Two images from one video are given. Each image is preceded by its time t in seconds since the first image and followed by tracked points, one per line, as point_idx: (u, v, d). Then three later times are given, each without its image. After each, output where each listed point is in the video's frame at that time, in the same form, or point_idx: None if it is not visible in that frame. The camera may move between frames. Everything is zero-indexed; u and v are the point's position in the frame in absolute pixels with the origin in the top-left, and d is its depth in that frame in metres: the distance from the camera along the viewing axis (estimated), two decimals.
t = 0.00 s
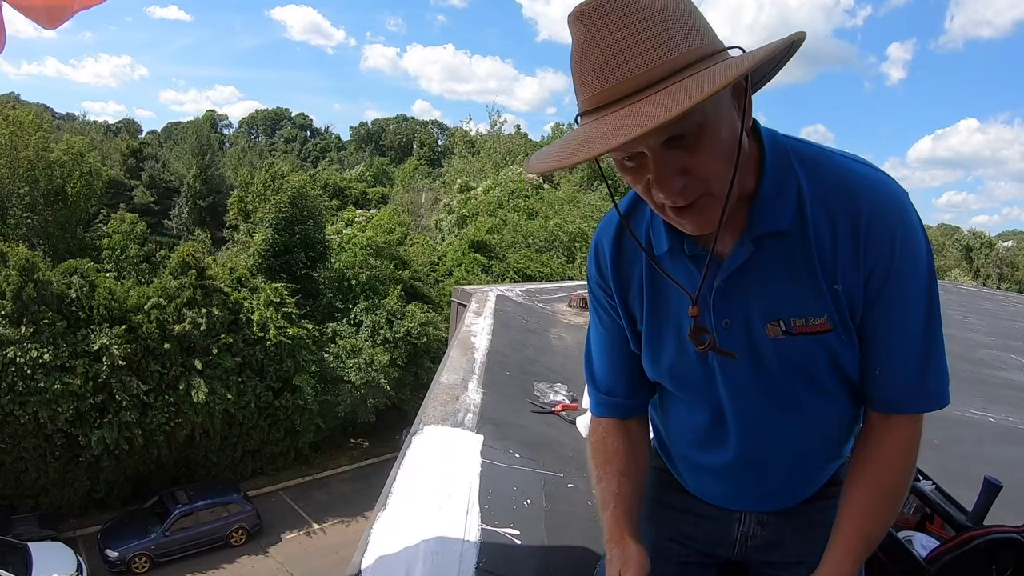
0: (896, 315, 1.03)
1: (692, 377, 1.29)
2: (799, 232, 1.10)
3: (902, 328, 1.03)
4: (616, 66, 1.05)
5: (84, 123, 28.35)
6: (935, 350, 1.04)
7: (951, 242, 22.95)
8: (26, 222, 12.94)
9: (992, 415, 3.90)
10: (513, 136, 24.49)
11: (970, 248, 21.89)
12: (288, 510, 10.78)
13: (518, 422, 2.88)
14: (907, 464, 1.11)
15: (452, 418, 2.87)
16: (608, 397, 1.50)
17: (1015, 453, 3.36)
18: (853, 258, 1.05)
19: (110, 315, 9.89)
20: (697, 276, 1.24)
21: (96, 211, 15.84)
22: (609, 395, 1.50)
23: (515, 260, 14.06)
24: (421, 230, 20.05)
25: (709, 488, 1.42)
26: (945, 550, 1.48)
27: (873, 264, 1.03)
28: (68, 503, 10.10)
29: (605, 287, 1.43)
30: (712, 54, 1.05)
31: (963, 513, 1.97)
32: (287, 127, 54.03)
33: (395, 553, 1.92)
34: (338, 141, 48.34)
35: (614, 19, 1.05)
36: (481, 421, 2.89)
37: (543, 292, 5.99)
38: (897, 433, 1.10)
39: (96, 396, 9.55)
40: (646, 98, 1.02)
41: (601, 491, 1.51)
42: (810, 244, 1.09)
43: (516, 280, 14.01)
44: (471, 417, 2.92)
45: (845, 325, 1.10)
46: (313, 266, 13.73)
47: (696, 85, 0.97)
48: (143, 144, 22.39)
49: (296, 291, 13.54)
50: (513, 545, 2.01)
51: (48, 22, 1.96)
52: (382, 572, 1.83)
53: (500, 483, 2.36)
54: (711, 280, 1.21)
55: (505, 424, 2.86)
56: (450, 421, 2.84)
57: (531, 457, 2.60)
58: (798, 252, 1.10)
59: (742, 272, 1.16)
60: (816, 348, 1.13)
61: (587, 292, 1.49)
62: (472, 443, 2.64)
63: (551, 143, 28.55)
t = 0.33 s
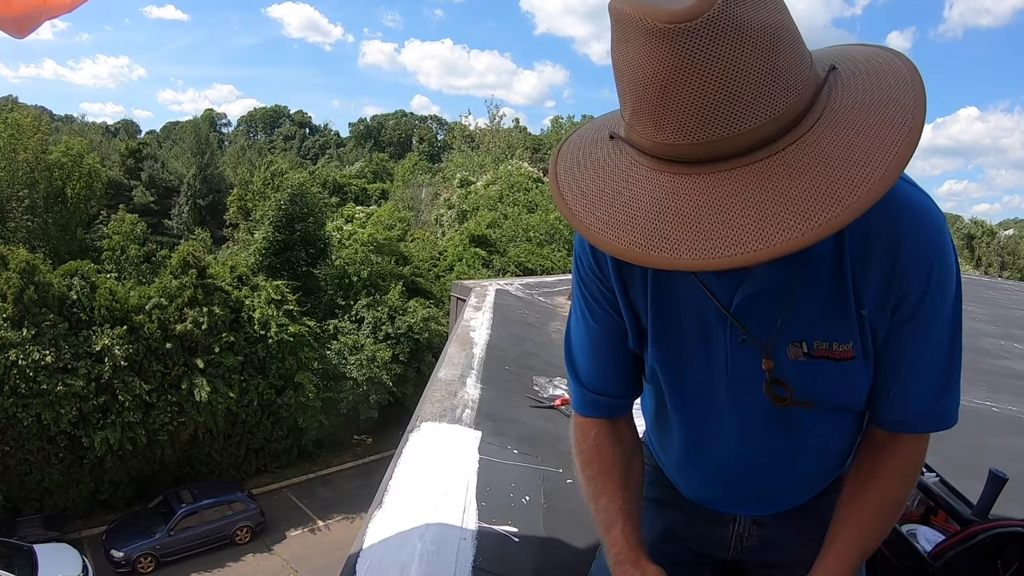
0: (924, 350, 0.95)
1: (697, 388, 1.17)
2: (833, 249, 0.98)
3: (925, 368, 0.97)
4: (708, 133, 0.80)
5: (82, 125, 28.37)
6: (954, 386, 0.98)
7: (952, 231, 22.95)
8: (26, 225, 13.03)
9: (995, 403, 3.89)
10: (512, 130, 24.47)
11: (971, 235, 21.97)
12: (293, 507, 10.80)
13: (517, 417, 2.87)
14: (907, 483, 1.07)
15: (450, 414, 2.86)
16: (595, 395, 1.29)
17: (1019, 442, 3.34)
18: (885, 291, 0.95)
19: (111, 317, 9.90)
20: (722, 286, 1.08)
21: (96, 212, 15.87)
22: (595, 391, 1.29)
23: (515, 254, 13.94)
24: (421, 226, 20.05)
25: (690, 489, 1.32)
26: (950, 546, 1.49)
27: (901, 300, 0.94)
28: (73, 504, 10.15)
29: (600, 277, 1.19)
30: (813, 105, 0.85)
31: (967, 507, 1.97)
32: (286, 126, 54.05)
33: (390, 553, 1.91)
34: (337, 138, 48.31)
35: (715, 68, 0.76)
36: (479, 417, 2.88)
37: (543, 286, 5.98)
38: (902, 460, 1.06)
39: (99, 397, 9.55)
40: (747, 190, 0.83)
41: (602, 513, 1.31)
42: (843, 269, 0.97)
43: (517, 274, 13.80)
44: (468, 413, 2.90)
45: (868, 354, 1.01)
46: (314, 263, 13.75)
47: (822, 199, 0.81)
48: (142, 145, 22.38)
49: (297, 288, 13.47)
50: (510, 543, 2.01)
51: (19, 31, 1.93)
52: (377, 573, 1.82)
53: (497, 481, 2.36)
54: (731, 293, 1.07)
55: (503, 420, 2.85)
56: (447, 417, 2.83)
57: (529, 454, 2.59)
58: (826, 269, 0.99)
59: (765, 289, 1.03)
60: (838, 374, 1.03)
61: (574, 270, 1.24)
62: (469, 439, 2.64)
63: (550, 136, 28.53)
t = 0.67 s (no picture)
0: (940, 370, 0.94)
1: (694, 401, 1.16)
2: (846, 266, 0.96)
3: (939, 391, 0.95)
4: (752, 176, 0.78)
5: (79, 123, 28.26)
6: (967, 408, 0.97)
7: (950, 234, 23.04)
8: (23, 223, 12.92)
9: (994, 406, 3.90)
10: (510, 131, 24.46)
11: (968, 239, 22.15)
12: (287, 507, 10.80)
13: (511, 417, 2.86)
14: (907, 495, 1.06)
15: (442, 414, 2.86)
16: (582, 380, 1.29)
17: (1016, 445, 3.35)
18: (903, 313, 0.93)
19: (107, 316, 9.87)
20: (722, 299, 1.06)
21: (94, 211, 15.81)
22: (583, 377, 1.29)
23: (513, 255, 13.98)
24: (419, 226, 20.02)
25: (680, 495, 1.31)
26: (951, 548, 1.47)
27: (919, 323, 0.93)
28: (69, 504, 10.15)
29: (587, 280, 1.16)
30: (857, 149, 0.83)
31: (968, 510, 1.96)
32: (285, 126, 53.96)
33: (379, 554, 1.91)
34: (335, 139, 48.25)
35: (764, 110, 0.73)
36: (472, 417, 2.87)
37: (539, 286, 5.98)
38: (907, 476, 1.05)
39: (95, 396, 9.55)
40: (789, 243, 0.83)
41: (580, 484, 1.34)
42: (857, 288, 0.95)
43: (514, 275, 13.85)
44: (462, 413, 2.90)
45: (880, 373, 1.00)
46: (310, 263, 13.71)
47: (868, 259, 0.81)
48: (140, 143, 22.23)
49: (294, 288, 13.42)
50: (501, 543, 2.01)
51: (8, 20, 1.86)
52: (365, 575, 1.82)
53: (489, 481, 2.35)
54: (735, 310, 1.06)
55: (497, 420, 2.85)
56: (440, 417, 2.83)
57: (522, 454, 2.59)
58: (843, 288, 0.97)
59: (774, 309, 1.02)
60: (849, 392, 1.03)
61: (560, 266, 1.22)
62: (461, 439, 2.63)
63: (549, 137, 28.56)
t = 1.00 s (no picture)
0: (934, 364, 0.94)
1: (672, 400, 1.13)
2: (835, 260, 0.94)
3: (926, 390, 0.96)
4: None
5: (72, 121, 28.13)
6: (962, 409, 0.97)
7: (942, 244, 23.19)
8: (14, 222, 12.78)
9: (985, 413, 3.91)
10: (505, 137, 24.47)
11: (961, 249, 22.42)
12: (276, 511, 10.75)
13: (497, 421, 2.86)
14: (900, 504, 1.06)
15: (428, 416, 2.86)
16: (561, 384, 1.32)
17: (1006, 452, 3.36)
18: (895, 309, 0.93)
19: (97, 316, 9.82)
20: (704, 295, 1.03)
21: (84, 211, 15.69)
22: (559, 378, 1.31)
23: (504, 261, 14.02)
24: (411, 231, 20.00)
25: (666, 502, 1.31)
26: (943, 555, 1.46)
27: (916, 317, 0.92)
28: (56, 505, 10.08)
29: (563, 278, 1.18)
30: (835, 5, 0.75)
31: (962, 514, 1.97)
32: (279, 129, 53.81)
33: (359, 556, 1.91)
34: (329, 143, 48.18)
35: None
36: (458, 420, 2.86)
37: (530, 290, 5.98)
38: (898, 482, 1.05)
39: (83, 396, 9.52)
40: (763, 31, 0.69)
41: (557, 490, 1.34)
42: (846, 282, 0.95)
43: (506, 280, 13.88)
44: (447, 415, 2.90)
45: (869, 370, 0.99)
46: (302, 266, 13.64)
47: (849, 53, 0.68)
48: (133, 143, 22.06)
49: (285, 291, 13.35)
50: (483, 547, 2.00)
51: (12, 7, 1.87)
52: None
53: (473, 484, 2.35)
54: (719, 305, 1.02)
55: (483, 423, 2.84)
56: (425, 419, 2.83)
57: (507, 457, 2.59)
58: (832, 281, 0.96)
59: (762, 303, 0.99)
60: (837, 394, 1.01)
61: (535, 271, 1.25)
62: (446, 442, 2.63)
63: (543, 143, 28.61)
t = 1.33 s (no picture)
0: (901, 333, 0.96)
1: (639, 390, 1.10)
2: (794, 233, 0.98)
3: (912, 359, 0.97)
4: None
5: (63, 124, 28.03)
6: (940, 382, 0.97)
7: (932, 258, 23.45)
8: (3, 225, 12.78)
9: (972, 428, 3.92)
10: (497, 147, 24.56)
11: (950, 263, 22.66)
12: (262, 519, 10.68)
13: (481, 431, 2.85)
14: (888, 495, 1.04)
15: (410, 429, 2.87)
16: (508, 397, 1.24)
17: (991, 467, 3.38)
18: (860, 277, 0.96)
19: (85, 320, 9.77)
20: (666, 273, 1.04)
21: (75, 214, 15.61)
22: (510, 393, 1.24)
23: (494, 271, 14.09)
24: (401, 240, 20.00)
25: (641, 512, 1.26)
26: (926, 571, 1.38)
27: (878, 286, 0.95)
28: (41, 510, 9.97)
29: (526, 277, 1.18)
30: None
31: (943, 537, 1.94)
32: (272, 135, 53.76)
33: (336, 569, 1.90)
34: (321, 150, 48.20)
35: None
36: (440, 432, 2.86)
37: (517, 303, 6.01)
38: (892, 466, 1.03)
39: (70, 401, 9.45)
40: None
41: (496, 475, 1.18)
42: (808, 254, 0.97)
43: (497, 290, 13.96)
44: (430, 427, 2.90)
45: (837, 347, 1.00)
46: (292, 275, 13.59)
47: None
48: (124, 148, 22.01)
49: (274, 299, 13.22)
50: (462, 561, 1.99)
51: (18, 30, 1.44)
52: None
53: (454, 498, 2.34)
54: (681, 281, 1.02)
55: (466, 435, 2.84)
56: (407, 432, 2.84)
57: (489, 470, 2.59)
58: (793, 254, 0.98)
59: (725, 276, 1.00)
60: (803, 371, 1.00)
61: (499, 285, 1.26)
62: (428, 454, 2.62)
63: (535, 154, 28.74)
